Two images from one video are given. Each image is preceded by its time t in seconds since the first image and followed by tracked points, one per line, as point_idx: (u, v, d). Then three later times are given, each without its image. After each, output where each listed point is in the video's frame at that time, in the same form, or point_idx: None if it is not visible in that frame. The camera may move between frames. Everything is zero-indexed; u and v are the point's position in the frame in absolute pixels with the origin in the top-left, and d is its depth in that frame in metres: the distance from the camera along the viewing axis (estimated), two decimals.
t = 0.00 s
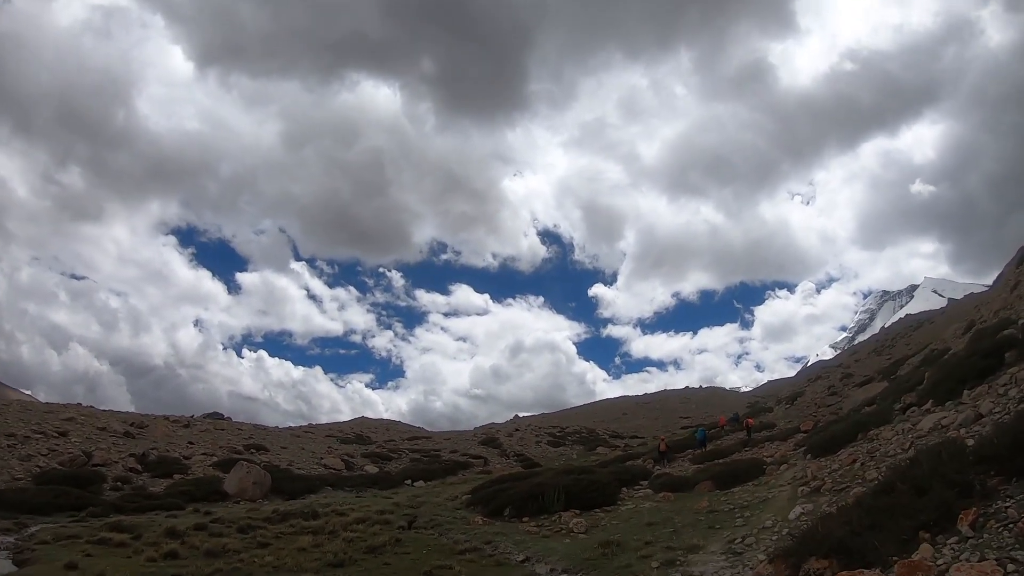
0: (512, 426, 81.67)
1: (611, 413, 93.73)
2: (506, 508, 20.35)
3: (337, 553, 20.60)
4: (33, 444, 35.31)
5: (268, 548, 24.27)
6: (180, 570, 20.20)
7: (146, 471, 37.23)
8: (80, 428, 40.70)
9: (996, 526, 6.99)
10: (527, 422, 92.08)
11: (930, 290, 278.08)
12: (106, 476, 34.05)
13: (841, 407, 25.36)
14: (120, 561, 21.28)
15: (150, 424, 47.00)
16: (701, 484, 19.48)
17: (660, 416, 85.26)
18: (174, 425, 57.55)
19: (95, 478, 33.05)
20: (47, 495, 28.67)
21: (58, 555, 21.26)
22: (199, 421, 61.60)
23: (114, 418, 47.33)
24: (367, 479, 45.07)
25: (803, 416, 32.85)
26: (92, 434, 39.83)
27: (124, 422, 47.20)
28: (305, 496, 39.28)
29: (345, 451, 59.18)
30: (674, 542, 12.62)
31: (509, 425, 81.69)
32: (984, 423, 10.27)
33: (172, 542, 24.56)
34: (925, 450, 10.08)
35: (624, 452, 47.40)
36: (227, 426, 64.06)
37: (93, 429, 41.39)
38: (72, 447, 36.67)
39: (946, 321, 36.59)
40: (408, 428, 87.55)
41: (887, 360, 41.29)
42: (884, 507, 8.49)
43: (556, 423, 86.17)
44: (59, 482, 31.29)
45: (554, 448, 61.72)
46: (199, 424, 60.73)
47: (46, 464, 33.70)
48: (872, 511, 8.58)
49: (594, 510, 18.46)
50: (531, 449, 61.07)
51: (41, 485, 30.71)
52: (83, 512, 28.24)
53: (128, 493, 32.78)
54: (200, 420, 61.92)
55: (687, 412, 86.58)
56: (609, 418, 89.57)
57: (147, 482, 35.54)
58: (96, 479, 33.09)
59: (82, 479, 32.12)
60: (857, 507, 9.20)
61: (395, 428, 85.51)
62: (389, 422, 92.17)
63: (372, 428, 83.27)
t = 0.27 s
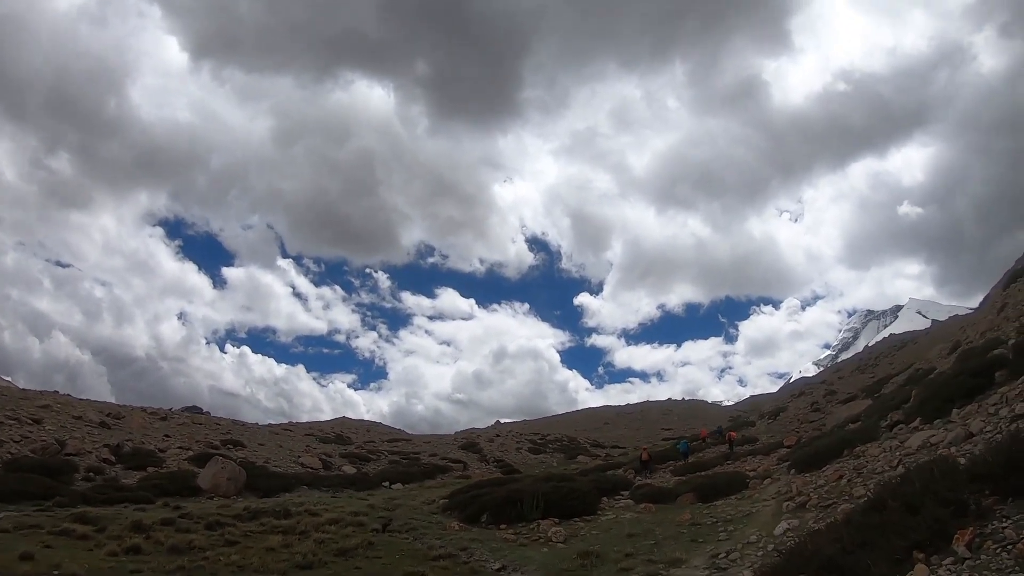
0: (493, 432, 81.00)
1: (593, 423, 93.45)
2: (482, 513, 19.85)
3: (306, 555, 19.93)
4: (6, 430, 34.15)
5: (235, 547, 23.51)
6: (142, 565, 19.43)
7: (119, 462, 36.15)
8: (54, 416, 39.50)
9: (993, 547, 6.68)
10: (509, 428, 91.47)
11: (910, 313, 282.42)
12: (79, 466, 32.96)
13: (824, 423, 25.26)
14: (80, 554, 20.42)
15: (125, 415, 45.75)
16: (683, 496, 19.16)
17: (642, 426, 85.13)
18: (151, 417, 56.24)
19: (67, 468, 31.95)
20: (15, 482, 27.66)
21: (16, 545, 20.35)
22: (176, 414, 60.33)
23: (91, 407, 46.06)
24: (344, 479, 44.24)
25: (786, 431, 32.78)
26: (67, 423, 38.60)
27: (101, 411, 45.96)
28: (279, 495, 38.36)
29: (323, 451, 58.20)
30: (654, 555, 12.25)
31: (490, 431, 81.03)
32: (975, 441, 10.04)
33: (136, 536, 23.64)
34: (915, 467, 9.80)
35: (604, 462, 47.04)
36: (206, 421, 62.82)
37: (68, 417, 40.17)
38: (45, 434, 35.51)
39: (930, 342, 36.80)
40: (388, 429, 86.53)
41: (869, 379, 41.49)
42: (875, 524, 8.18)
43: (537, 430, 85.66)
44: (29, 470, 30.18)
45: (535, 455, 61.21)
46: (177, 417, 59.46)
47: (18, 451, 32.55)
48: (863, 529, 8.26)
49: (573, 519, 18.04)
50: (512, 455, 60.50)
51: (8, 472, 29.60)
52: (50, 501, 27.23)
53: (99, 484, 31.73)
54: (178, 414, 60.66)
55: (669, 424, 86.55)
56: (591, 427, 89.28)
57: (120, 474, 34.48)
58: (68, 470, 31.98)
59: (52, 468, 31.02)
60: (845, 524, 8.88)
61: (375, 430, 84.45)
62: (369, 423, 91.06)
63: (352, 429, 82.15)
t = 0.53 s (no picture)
0: (472, 426, 80.59)
1: (573, 417, 93.62)
2: (459, 509, 19.41)
3: (276, 551, 19.29)
4: None
5: (203, 542, 22.75)
6: (105, 561, 18.63)
7: (92, 454, 35.01)
8: (25, 405, 38.16)
9: (988, 548, 6.39)
10: (488, 422, 91.21)
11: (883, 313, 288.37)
12: (50, 457, 31.78)
13: (803, 420, 25.31)
14: (39, 548, 19.52)
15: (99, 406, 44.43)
16: (663, 492, 18.94)
17: (621, 422, 85.50)
18: (126, 408, 54.77)
19: (39, 460, 30.77)
20: None
21: None
22: (152, 406, 58.92)
23: (65, 398, 44.63)
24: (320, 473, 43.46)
25: (765, 428, 32.90)
26: (40, 414, 37.23)
27: (75, 402, 44.56)
28: (253, 489, 37.48)
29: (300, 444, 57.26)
30: (635, 552, 11.94)
31: (470, 425, 80.72)
32: (961, 439, 9.86)
33: (101, 530, 22.78)
34: (902, 465, 9.58)
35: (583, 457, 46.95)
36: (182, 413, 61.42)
37: (41, 407, 38.86)
38: (14, 424, 34.22)
39: (908, 341, 37.27)
40: (367, 422, 85.71)
41: (847, 377, 41.94)
42: (863, 523, 7.90)
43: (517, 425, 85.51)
44: None
45: (514, 449, 60.99)
46: (152, 409, 58.05)
47: None
48: (851, 528, 7.98)
49: (551, 515, 17.72)
50: (491, 449, 60.17)
51: None
52: (16, 493, 26.13)
53: (70, 476, 30.62)
54: (154, 406, 59.26)
55: (648, 419, 87.06)
56: (571, 422, 89.46)
57: (92, 467, 33.36)
58: (39, 462, 30.81)
59: (21, 459, 29.84)
60: (832, 523, 8.60)
61: (354, 423, 83.58)
62: (348, 416, 90.06)
63: (330, 421, 81.08)
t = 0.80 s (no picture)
0: (453, 423, 79.96)
1: (554, 415, 93.41)
2: (438, 506, 18.92)
3: (247, 550, 18.59)
4: None
5: (173, 541, 21.93)
6: (67, 560, 17.75)
7: (67, 453, 33.84)
8: None
9: (984, 541, 6.12)
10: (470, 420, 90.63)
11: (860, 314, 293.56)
12: (23, 456, 30.60)
13: (785, 417, 25.28)
14: None
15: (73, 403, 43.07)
16: (645, 489, 18.67)
17: (603, 419, 85.49)
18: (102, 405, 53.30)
19: (10, 458, 29.58)
20: None
21: None
22: (128, 404, 57.38)
23: (39, 396, 43.17)
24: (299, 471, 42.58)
25: (747, 424, 32.93)
26: (14, 412, 35.89)
27: (48, 399, 43.14)
28: (231, 487, 36.58)
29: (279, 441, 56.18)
30: (618, 550, 11.57)
31: (451, 423, 80.05)
32: (950, 432, 9.67)
33: (66, 528, 21.82)
34: (890, 458, 9.35)
35: (563, 454, 46.74)
36: (159, 411, 59.95)
37: (14, 404, 37.51)
38: None
39: (888, 338, 37.60)
40: (347, 421, 84.56)
41: (827, 374, 42.22)
42: (853, 518, 7.62)
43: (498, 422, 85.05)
44: None
45: (495, 447, 60.54)
46: (129, 407, 56.58)
47: None
48: (841, 522, 7.70)
49: (531, 512, 17.33)
50: (472, 447, 59.67)
51: None
52: None
53: (42, 474, 29.51)
54: (130, 403, 57.75)
55: (630, 417, 87.21)
56: (552, 420, 89.23)
57: (66, 466, 32.22)
58: (10, 460, 29.61)
59: None
60: (820, 518, 8.32)
61: (335, 421, 82.40)
62: (328, 413, 88.82)
63: (310, 419, 79.98)
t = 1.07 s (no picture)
0: (429, 425, 78.98)
1: (529, 418, 93.05)
2: (408, 510, 18.25)
3: (207, 555, 17.69)
4: None
5: (130, 545, 20.87)
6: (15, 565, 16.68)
7: (32, 452, 32.36)
8: None
9: (979, 548, 5.77)
10: (446, 422, 89.70)
11: (831, 320, 299.60)
12: None
13: (761, 420, 25.21)
14: None
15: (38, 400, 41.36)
16: (622, 492, 18.29)
17: (579, 422, 85.35)
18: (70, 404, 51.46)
19: None
20: None
21: None
22: (98, 403, 55.48)
23: (5, 393, 41.39)
24: (270, 472, 41.38)
25: (723, 428, 32.89)
26: None
27: (12, 396, 41.36)
28: (200, 488, 35.37)
29: (251, 442, 54.73)
30: (593, 557, 11.11)
31: (427, 425, 79.12)
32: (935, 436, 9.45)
33: (18, 530, 20.65)
34: (874, 462, 9.07)
35: (539, 456, 46.35)
36: (131, 410, 58.14)
37: None
38: None
39: (863, 343, 37.98)
40: (321, 422, 83.08)
41: (803, 378, 42.52)
42: (839, 524, 7.27)
43: (474, 425, 84.40)
44: None
45: (470, 449, 59.89)
46: (98, 406, 54.70)
47: None
48: (827, 528, 7.32)
49: (505, 516, 16.81)
50: (447, 449, 58.90)
51: None
52: None
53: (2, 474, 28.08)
54: (99, 403, 55.84)
55: (606, 420, 87.24)
56: (528, 422, 88.84)
57: (31, 466, 30.73)
58: None
59: None
60: (805, 524, 7.95)
61: (309, 423, 80.87)
62: (303, 415, 87.16)
63: (284, 420, 78.27)
